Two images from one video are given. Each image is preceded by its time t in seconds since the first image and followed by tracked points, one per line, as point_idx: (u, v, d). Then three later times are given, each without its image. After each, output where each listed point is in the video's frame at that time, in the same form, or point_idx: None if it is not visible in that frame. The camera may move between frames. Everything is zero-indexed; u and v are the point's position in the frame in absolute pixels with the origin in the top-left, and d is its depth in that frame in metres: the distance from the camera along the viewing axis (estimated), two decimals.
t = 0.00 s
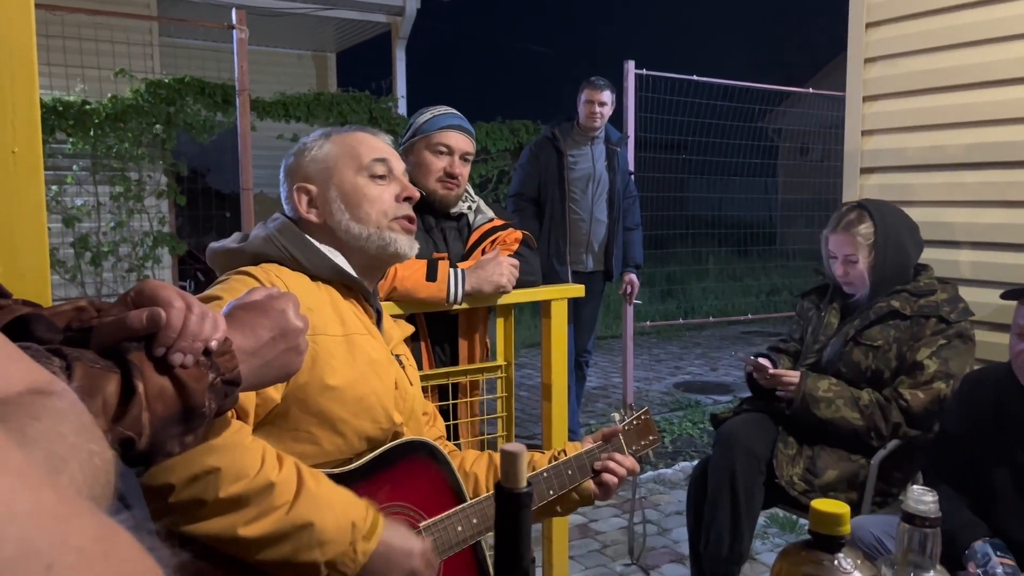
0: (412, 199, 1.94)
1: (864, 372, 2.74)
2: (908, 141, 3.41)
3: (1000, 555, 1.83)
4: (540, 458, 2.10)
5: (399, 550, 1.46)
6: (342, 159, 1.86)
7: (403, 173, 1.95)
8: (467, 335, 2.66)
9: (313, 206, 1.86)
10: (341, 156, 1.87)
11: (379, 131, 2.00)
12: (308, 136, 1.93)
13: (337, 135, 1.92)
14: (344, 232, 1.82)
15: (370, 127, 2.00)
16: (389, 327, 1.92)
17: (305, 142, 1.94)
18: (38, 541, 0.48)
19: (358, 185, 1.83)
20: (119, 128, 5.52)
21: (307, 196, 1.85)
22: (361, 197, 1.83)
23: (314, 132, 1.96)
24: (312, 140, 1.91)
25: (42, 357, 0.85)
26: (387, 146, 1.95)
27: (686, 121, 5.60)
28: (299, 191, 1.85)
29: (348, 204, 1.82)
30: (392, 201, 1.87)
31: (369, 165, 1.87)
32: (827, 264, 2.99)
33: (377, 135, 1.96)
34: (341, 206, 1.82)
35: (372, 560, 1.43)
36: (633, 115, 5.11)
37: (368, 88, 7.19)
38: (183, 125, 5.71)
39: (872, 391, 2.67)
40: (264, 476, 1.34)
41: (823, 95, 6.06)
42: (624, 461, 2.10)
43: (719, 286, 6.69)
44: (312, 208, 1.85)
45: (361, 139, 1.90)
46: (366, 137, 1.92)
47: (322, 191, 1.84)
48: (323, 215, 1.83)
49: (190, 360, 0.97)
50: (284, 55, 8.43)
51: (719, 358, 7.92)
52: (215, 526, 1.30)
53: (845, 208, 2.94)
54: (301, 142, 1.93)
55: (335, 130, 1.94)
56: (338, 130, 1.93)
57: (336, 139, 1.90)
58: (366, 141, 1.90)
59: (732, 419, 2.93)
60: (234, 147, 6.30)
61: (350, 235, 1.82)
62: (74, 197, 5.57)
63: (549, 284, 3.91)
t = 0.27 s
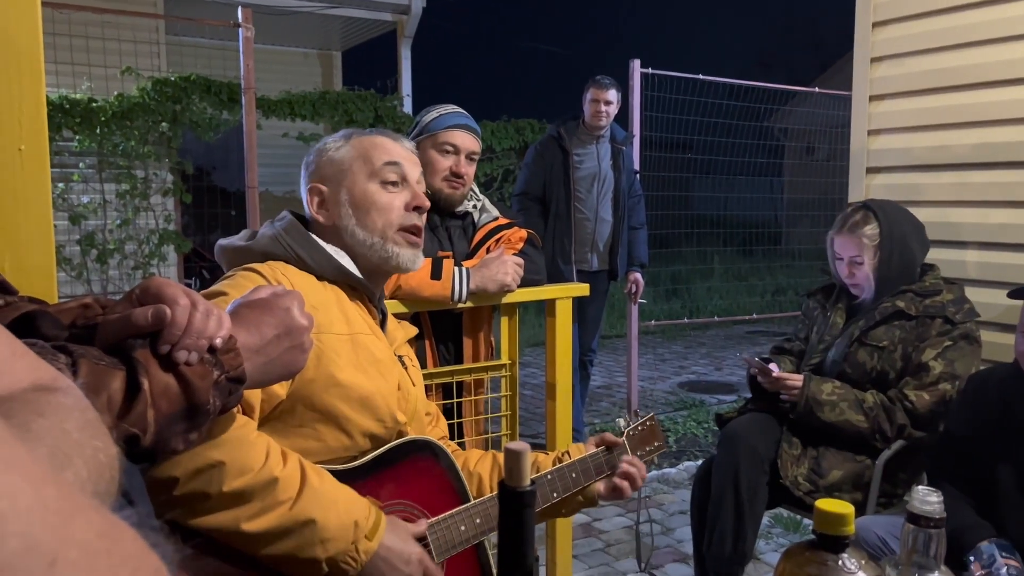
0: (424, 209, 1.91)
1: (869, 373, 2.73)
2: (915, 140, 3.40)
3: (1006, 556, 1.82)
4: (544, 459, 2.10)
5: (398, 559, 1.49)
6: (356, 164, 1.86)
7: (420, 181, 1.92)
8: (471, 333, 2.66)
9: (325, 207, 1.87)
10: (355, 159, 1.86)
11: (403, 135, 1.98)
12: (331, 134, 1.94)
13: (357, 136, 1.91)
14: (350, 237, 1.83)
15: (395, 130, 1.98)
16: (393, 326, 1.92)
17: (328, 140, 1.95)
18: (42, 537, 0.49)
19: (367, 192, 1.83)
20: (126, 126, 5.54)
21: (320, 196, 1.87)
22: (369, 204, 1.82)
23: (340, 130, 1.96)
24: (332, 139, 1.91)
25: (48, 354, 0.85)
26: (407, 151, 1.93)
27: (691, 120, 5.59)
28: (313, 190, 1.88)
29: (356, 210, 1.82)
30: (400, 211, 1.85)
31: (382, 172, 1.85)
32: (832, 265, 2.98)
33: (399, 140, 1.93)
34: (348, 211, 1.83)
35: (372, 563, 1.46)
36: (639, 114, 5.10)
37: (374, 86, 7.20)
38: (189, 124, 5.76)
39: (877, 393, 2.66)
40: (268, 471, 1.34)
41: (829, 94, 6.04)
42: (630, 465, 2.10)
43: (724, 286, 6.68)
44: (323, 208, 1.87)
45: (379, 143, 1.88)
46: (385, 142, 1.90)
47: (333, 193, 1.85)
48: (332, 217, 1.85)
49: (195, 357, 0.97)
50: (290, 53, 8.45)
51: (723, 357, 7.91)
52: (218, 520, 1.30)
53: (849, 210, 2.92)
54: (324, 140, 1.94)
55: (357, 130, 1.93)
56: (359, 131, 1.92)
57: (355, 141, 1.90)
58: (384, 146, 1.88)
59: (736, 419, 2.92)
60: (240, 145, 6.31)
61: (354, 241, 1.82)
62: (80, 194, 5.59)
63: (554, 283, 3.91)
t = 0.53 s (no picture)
0: (429, 205, 1.89)
1: (875, 372, 2.73)
2: (922, 138, 3.38)
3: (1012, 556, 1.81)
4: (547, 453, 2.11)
5: (404, 548, 1.50)
6: (359, 160, 1.84)
7: (424, 176, 1.90)
8: (476, 331, 2.66)
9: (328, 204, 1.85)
10: (359, 157, 1.84)
11: (406, 130, 1.96)
12: (334, 131, 1.92)
13: (360, 133, 1.89)
14: (354, 235, 1.81)
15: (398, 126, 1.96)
16: (397, 324, 1.92)
17: (331, 137, 1.92)
18: (48, 533, 0.48)
19: (372, 190, 1.81)
20: (131, 123, 5.56)
21: (323, 194, 1.85)
22: (374, 202, 1.80)
23: (342, 127, 1.94)
24: (335, 136, 1.89)
25: (54, 350, 0.85)
26: (411, 148, 1.91)
27: (696, 118, 5.58)
28: (316, 187, 1.85)
29: (360, 208, 1.80)
30: (406, 208, 1.83)
31: (387, 169, 1.83)
32: (839, 264, 2.98)
33: (402, 136, 1.91)
34: (353, 208, 1.80)
35: (376, 557, 1.47)
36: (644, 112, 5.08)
37: (378, 83, 7.20)
38: (193, 121, 5.77)
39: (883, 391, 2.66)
40: (271, 467, 1.34)
41: (835, 92, 6.02)
42: (631, 444, 2.09)
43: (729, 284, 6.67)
44: (327, 206, 1.84)
45: (384, 140, 1.86)
46: (389, 138, 1.88)
47: (337, 190, 1.83)
48: (335, 214, 1.82)
49: (200, 353, 0.97)
50: (295, 50, 8.45)
51: (728, 355, 7.90)
52: (220, 518, 1.29)
53: (856, 207, 2.91)
54: (326, 136, 1.91)
55: (360, 127, 1.91)
56: (362, 128, 1.90)
57: (359, 138, 1.87)
58: (388, 143, 1.86)
59: (742, 417, 2.92)
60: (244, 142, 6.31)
61: (358, 238, 1.80)
62: (85, 191, 5.60)
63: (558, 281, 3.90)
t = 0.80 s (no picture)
0: (446, 219, 1.88)
1: (878, 372, 2.72)
2: (926, 136, 3.37)
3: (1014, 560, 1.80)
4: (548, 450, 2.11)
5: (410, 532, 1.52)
6: (381, 169, 1.82)
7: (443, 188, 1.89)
8: (479, 329, 2.65)
9: (344, 209, 1.84)
10: (381, 166, 1.82)
11: (429, 137, 1.93)
12: (357, 131, 1.88)
13: (384, 137, 1.86)
14: (368, 245, 1.80)
15: (422, 131, 1.93)
16: (402, 324, 1.92)
17: (353, 136, 1.89)
18: (57, 529, 0.49)
19: (390, 202, 1.79)
20: (134, 121, 5.59)
21: (340, 198, 1.84)
22: (391, 215, 1.79)
23: (365, 126, 1.90)
24: (357, 138, 1.86)
25: (60, 347, 0.86)
26: (433, 158, 1.88)
27: (700, 116, 5.58)
28: (333, 190, 1.84)
29: (377, 220, 1.79)
30: (422, 223, 1.82)
31: (408, 182, 1.81)
32: (841, 259, 2.97)
33: (426, 145, 1.88)
34: (369, 219, 1.79)
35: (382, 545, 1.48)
36: (647, 110, 5.07)
37: (381, 81, 7.21)
38: (197, 119, 5.74)
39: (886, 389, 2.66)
40: (272, 464, 1.33)
41: (839, 90, 6.01)
42: (631, 442, 2.08)
43: (732, 282, 6.67)
44: (342, 210, 1.84)
45: (407, 150, 1.83)
46: (412, 147, 1.85)
47: (355, 197, 1.81)
48: (351, 221, 1.82)
49: (205, 350, 0.97)
50: (298, 48, 8.46)
51: (731, 354, 7.90)
52: (223, 516, 1.30)
53: (861, 203, 2.91)
54: (348, 136, 1.88)
55: (384, 130, 1.87)
56: (386, 131, 1.86)
57: (382, 143, 1.84)
58: (412, 153, 1.83)
59: (746, 415, 2.92)
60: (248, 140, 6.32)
61: (372, 249, 1.80)
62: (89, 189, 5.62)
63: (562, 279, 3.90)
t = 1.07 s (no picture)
0: (447, 225, 1.89)
1: (880, 372, 2.72)
2: (928, 136, 3.37)
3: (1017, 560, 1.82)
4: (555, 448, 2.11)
5: (408, 549, 1.48)
6: (395, 172, 1.76)
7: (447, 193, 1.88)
8: (481, 328, 2.66)
9: (349, 206, 1.78)
10: (395, 170, 1.76)
11: (436, 138, 1.89)
12: (367, 124, 1.79)
13: (397, 138, 1.79)
14: (371, 247, 1.78)
15: (431, 131, 1.88)
16: (404, 321, 1.92)
17: (362, 129, 1.79)
18: (58, 531, 0.49)
19: (402, 209, 1.77)
20: (136, 120, 5.59)
21: (346, 194, 1.77)
22: (402, 223, 1.77)
23: (373, 118, 1.81)
24: (370, 134, 1.77)
25: (62, 347, 0.86)
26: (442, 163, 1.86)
27: (702, 115, 5.58)
28: (340, 186, 1.76)
29: (386, 225, 1.77)
30: (428, 231, 1.83)
31: (421, 190, 1.79)
32: (841, 258, 2.96)
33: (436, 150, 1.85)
34: (378, 224, 1.76)
35: (380, 559, 1.46)
36: (649, 109, 5.07)
37: (383, 81, 7.23)
38: (199, 118, 5.74)
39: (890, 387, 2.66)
40: (270, 474, 1.34)
41: (841, 89, 6.00)
42: (638, 442, 2.07)
43: (734, 282, 6.67)
44: (348, 208, 1.78)
45: (422, 157, 1.80)
46: (426, 153, 1.81)
47: (364, 198, 1.76)
48: (356, 221, 1.77)
49: (207, 350, 0.97)
50: (300, 48, 8.47)
51: (733, 353, 7.90)
52: (222, 526, 1.32)
53: (861, 202, 2.90)
54: (357, 129, 1.79)
55: (397, 128, 1.80)
56: (399, 131, 1.80)
57: (396, 144, 1.78)
58: (426, 161, 1.80)
59: (748, 414, 2.92)
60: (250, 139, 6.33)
61: (376, 252, 1.78)
62: (92, 188, 5.64)
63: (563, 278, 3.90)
